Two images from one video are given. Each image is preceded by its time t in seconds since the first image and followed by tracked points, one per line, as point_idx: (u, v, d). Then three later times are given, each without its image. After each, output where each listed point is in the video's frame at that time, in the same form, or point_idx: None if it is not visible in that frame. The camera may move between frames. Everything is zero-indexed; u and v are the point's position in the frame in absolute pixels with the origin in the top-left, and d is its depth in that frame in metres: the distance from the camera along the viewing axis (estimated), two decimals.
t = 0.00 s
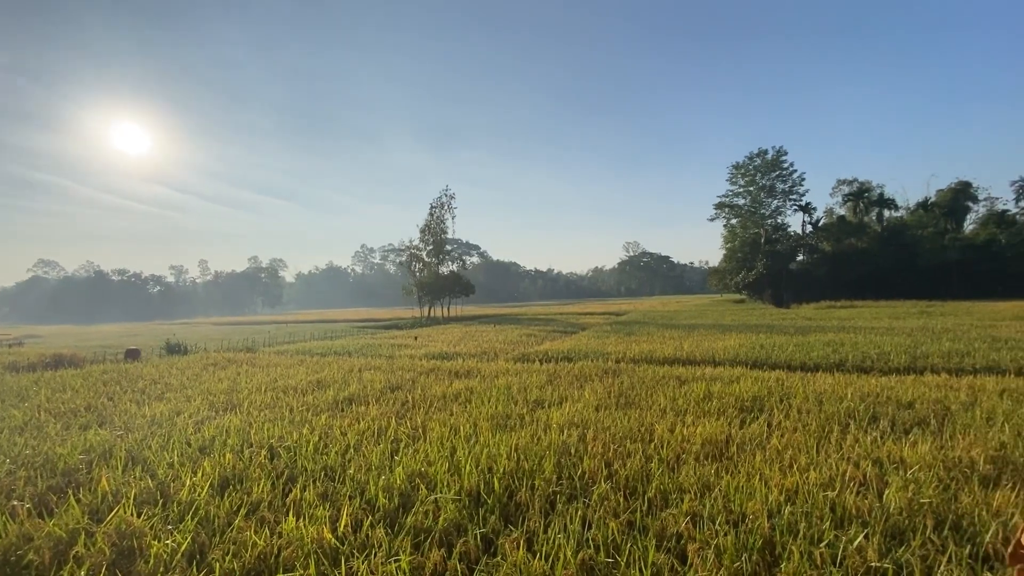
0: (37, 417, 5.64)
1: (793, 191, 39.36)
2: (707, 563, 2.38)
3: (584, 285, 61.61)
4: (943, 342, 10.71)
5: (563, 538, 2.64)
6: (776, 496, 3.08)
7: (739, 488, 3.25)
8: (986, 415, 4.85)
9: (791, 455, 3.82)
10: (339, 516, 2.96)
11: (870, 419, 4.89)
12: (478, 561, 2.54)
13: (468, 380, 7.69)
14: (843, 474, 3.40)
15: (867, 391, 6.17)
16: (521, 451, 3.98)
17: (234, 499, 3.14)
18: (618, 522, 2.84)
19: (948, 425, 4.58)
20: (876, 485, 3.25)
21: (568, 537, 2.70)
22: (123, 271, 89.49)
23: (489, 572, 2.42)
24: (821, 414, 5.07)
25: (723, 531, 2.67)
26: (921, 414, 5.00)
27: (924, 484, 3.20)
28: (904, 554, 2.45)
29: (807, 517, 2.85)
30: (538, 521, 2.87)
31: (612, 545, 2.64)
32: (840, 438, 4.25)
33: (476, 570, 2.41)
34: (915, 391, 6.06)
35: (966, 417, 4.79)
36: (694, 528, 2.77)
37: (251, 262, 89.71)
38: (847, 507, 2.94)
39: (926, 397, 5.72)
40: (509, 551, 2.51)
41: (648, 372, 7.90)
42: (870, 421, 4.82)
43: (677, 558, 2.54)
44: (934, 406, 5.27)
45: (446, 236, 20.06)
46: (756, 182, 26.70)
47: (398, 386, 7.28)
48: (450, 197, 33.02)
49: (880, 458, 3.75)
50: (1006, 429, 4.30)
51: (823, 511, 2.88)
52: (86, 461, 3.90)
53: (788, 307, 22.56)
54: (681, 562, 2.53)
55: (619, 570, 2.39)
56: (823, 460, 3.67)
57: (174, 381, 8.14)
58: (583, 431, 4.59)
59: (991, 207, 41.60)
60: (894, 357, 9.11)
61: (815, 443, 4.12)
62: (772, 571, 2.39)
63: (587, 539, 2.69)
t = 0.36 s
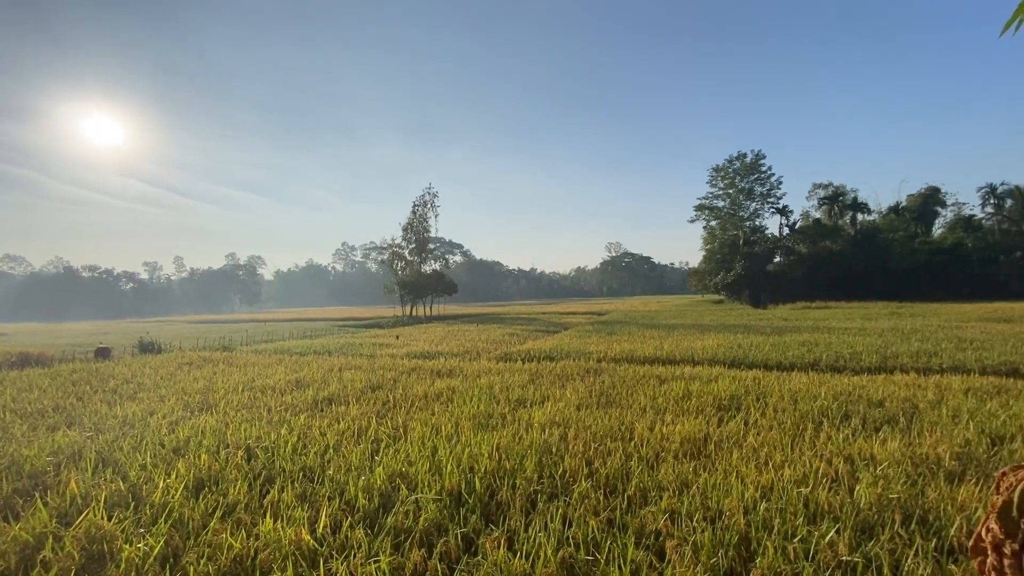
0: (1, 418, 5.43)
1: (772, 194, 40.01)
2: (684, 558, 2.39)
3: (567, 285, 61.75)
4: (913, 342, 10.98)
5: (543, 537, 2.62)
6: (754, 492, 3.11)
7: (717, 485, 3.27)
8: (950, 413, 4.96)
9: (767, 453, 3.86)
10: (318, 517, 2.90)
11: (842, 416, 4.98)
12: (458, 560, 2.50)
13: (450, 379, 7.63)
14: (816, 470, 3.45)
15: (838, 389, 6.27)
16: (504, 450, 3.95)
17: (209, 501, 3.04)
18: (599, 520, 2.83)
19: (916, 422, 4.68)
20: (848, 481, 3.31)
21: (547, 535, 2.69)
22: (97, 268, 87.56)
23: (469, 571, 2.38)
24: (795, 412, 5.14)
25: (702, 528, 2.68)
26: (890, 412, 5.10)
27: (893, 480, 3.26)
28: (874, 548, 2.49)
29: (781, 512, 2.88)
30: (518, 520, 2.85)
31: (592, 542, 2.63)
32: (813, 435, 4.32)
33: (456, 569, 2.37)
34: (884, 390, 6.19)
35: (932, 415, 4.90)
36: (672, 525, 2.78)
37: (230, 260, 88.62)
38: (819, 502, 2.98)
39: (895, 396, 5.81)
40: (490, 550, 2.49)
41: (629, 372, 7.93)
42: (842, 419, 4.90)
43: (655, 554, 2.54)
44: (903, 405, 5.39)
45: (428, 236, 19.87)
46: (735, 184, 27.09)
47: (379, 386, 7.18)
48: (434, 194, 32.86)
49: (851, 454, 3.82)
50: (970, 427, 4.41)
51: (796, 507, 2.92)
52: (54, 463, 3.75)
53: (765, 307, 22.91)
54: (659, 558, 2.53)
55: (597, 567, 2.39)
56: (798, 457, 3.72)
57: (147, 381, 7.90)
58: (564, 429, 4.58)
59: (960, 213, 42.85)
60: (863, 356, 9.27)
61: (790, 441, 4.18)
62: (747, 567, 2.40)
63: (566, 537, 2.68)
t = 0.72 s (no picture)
0: None
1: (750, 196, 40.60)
2: (662, 554, 2.40)
3: (550, 285, 61.86)
4: (883, 341, 11.24)
5: (523, 535, 2.60)
6: (730, 487, 3.13)
7: (694, 481, 3.29)
8: (916, 410, 5.07)
9: (744, 449, 3.89)
10: (296, 519, 2.83)
11: (815, 413, 5.06)
12: (439, 560, 2.46)
13: (432, 378, 7.57)
14: (790, 466, 3.49)
15: (812, 387, 6.36)
16: (485, 449, 3.90)
17: (183, 503, 2.94)
18: (579, 517, 2.82)
19: (885, 418, 4.77)
20: (820, 476, 3.35)
21: (528, 533, 2.67)
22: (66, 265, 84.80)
23: (450, 571, 2.35)
24: (770, 409, 5.21)
25: (680, 524, 2.69)
26: (861, 408, 5.20)
27: (863, 475, 3.32)
28: (844, 541, 2.54)
29: (756, 507, 2.90)
30: (499, 518, 2.82)
31: (572, 539, 2.62)
32: (788, 432, 4.37)
33: (437, 569, 2.33)
34: (855, 387, 6.31)
35: (900, 411, 5.02)
36: (651, 521, 2.78)
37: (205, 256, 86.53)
38: (792, 497, 3.01)
39: (865, 394, 5.92)
40: (471, 549, 2.46)
41: (610, 370, 7.95)
42: (815, 416, 4.97)
43: (635, 550, 2.54)
44: (872, 401, 5.50)
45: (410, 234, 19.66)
46: (714, 185, 27.45)
47: (359, 385, 7.08)
48: (415, 192, 32.58)
49: (824, 450, 3.87)
50: (936, 422, 4.53)
51: (771, 502, 2.94)
52: (19, 466, 3.59)
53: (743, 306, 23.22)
54: (638, 554, 2.53)
55: (577, 564, 2.38)
56: (773, 453, 3.76)
57: (119, 381, 7.66)
58: (546, 427, 4.57)
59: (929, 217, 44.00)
60: (835, 355, 9.41)
61: (765, 437, 4.22)
62: (724, 562, 2.41)
63: (547, 534, 2.66)
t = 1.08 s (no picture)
0: None
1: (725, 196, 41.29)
2: (639, 548, 2.40)
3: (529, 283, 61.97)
4: (851, 337, 11.52)
5: (502, 532, 2.57)
6: (704, 481, 3.15)
7: (670, 476, 3.30)
8: (881, 403, 5.20)
9: (718, 443, 3.93)
10: (271, 520, 2.74)
11: (786, 408, 5.14)
12: (417, 559, 2.42)
13: (410, 376, 7.47)
14: (762, 460, 3.53)
15: (784, 382, 6.48)
16: (464, 447, 3.85)
17: (153, 506, 2.83)
18: (557, 513, 2.80)
19: (851, 412, 4.88)
20: (791, 469, 3.40)
21: (506, 530, 2.65)
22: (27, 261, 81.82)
23: (428, 569, 2.31)
24: (743, 404, 5.28)
25: (656, 518, 2.70)
26: (830, 403, 5.30)
27: (831, 467, 3.37)
28: (813, 531, 2.58)
29: (729, 500, 2.93)
30: (478, 516, 2.78)
31: (551, 535, 2.61)
32: (760, 426, 4.43)
33: (416, 568, 2.29)
34: (824, 382, 6.45)
35: (866, 405, 5.13)
36: (628, 516, 2.78)
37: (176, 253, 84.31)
38: (764, 490, 3.05)
39: (833, 388, 6.04)
40: (449, 548, 2.42)
41: (588, 367, 7.96)
42: (786, 410, 5.06)
43: (612, 545, 2.53)
44: (840, 396, 5.61)
45: (388, 231, 19.41)
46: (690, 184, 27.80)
47: (336, 384, 6.96)
48: (394, 188, 32.21)
49: (794, 443, 3.93)
50: (900, 415, 4.64)
51: (743, 495, 2.97)
52: None
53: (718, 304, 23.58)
54: (615, 549, 2.52)
55: (555, 560, 2.36)
56: (746, 447, 3.80)
57: (84, 382, 7.37)
58: (524, 425, 4.53)
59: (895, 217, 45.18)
60: (805, 351, 9.60)
61: (739, 432, 4.26)
62: (699, 554, 2.43)
63: (525, 531, 2.64)
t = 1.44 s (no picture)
0: None
1: (700, 194, 41.89)
2: (616, 542, 2.41)
3: (507, 279, 61.96)
4: (820, 332, 11.78)
5: (480, 529, 2.54)
6: (679, 474, 3.17)
7: (646, 469, 3.30)
8: (847, 395, 5.31)
9: (693, 437, 3.95)
10: (244, 522, 2.65)
11: (758, 401, 5.22)
12: (395, 558, 2.38)
13: (387, 374, 7.36)
14: (735, 452, 3.56)
15: (757, 376, 6.58)
16: (442, 445, 3.79)
17: (118, 511, 2.71)
18: (535, 509, 2.79)
19: (820, 404, 4.96)
20: (762, 461, 3.44)
21: (485, 526, 2.62)
22: None
23: (406, 568, 2.27)
24: (717, 398, 5.33)
25: (632, 511, 2.71)
26: (799, 395, 5.39)
27: (800, 458, 3.42)
28: (784, 520, 2.62)
29: (704, 492, 2.95)
30: (456, 513, 2.73)
31: (529, 531, 2.59)
32: (733, 419, 4.47)
33: (393, 567, 2.24)
34: (794, 376, 6.57)
35: (834, 397, 5.24)
36: (605, 510, 2.78)
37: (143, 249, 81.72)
38: (737, 482, 3.07)
39: (802, 381, 6.16)
40: (427, 546, 2.38)
41: (566, 363, 7.96)
42: (758, 403, 5.12)
43: (590, 539, 2.53)
44: (809, 389, 5.72)
45: (363, 227, 19.10)
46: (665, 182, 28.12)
47: (311, 383, 6.81)
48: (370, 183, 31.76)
49: (766, 435, 3.97)
50: (866, 407, 4.75)
51: (717, 487, 3.00)
52: None
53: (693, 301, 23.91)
54: (593, 543, 2.52)
55: (534, 556, 2.35)
56: (719, 440, 3.83)
57: (44, 384, 7.05)
58: (503, 421, 4.49)
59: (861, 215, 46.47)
60: (775, 346, 9.78)
61: (712, 425, 4.30)
62: (675, 546, 2.45)
63: (504, 527, 2.61)
